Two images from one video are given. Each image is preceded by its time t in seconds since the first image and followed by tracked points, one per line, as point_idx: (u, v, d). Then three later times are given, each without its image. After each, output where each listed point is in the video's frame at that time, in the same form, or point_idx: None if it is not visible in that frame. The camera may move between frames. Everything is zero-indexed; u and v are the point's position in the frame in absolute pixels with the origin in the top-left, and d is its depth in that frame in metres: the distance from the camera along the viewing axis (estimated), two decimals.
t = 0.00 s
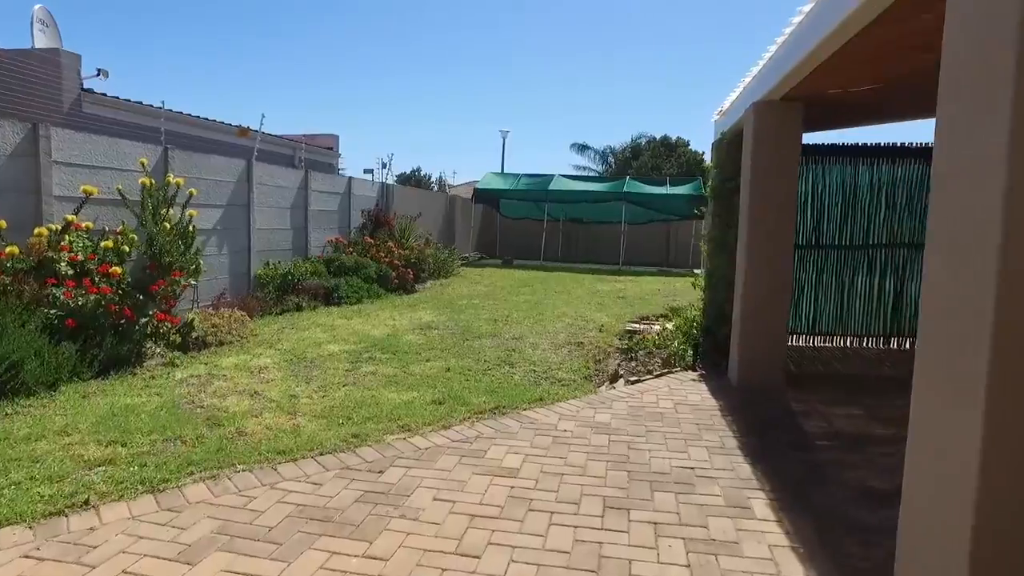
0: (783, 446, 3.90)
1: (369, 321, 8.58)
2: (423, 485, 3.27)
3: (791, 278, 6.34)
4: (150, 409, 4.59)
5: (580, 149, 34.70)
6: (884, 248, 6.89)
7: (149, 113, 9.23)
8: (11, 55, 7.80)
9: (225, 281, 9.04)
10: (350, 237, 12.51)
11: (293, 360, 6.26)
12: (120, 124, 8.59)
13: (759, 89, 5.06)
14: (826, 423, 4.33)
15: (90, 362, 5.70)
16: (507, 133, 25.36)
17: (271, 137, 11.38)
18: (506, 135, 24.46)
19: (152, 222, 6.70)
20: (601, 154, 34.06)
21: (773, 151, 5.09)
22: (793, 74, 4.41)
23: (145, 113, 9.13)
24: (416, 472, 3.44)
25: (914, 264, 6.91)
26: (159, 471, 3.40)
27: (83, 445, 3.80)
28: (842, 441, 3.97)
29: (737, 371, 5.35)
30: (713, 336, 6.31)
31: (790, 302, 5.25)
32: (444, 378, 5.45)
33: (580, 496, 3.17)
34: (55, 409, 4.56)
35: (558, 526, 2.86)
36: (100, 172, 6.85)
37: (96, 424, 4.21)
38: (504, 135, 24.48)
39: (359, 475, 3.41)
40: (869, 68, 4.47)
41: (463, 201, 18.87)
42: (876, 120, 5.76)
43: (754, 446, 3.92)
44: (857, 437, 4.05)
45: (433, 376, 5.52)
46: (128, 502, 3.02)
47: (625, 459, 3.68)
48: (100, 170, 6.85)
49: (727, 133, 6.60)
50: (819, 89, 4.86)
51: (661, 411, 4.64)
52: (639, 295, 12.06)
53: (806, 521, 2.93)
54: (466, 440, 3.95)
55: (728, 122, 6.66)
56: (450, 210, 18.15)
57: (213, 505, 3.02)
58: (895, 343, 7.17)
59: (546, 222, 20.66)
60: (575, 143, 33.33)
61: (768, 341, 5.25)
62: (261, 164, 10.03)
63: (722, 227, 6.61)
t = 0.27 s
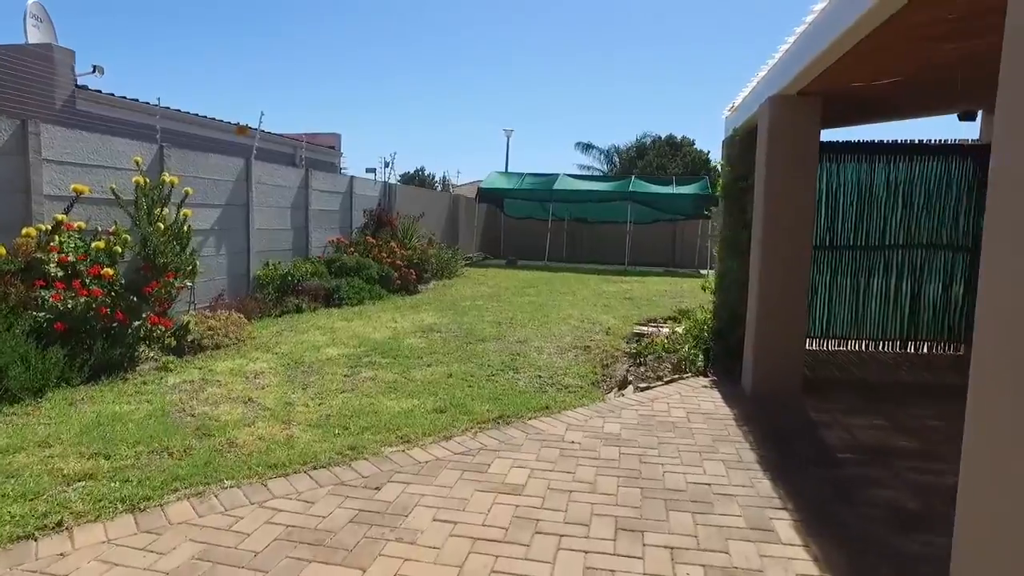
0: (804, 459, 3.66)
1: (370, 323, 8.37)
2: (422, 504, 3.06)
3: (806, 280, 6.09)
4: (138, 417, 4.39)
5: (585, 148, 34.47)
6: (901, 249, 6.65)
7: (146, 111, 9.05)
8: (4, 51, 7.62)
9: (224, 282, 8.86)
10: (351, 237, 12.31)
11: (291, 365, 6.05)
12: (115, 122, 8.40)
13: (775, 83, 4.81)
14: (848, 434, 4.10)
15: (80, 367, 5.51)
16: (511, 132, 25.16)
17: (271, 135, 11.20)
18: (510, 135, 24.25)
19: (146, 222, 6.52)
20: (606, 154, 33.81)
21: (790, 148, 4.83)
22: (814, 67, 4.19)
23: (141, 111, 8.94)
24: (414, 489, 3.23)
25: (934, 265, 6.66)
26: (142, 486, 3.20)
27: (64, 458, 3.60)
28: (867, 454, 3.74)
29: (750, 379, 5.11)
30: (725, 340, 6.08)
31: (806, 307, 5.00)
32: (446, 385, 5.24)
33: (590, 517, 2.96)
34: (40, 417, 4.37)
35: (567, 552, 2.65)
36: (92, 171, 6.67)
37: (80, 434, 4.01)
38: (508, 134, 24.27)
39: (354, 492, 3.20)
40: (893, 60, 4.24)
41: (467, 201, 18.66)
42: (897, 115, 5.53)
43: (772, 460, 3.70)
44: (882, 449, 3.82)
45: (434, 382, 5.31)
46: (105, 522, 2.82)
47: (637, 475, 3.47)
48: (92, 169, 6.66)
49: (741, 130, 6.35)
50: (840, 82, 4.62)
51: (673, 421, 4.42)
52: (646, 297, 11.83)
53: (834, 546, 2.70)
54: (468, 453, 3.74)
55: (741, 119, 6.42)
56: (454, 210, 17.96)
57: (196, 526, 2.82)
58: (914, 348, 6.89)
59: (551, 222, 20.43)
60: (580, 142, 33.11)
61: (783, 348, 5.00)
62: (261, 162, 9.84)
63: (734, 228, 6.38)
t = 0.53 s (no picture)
0: (830, 475, 3.46)
1: (374, 326, 8.21)
2: (427, 525, 2.88)
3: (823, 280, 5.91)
4: (133, 427, 4.22)
5: (591, 148, 34.32)
6: (921, 250, 6.43)
7: (147, 110, 8.91)
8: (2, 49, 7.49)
9: (226, 283, 8.72)
10: (356, 238, 12.17)
11: (292, 370, 5.89)
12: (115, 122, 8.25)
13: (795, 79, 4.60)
14: (874, 446, 3.91)
15: (75, 373, 5.35)
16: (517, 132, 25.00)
17: (275, 135, 11.06)
18: (516, 134, 24.12)
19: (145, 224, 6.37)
20: (613, 154, 33.59)
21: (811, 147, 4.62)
22: (838, 61, 3.99)
23: (142, 109, 8.80)
24: (419, 508, 3.05)
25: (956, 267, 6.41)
26: (132, 504, 3.03)
27: (52, 471, 3.44)
28: (897, 469, 3.53)
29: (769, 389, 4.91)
30: (740, 346, 5.88)
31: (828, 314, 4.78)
32: (452, 392, 5.06)
33: (607, 540, 2.78)
34: (31, 426, 4.21)
35: None
36: (90, 171, 6.52)
37: (72, 445, 3.85)
38: (515, 134, 24.14)
39: (355, 511, 3.02)
40: (921, 54, 4.04)
41: (473, 201, 18.49)
42: (920, 112, 5.32)
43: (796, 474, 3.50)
44: (912, 464, 3.61)
45: (439, 389, 5.13)
46: (90, 545, 2.65)
47: (654, 492, 3.28)
48: (91, 169, 6.52)
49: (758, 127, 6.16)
50: (863, 77, 4.41)
51: (689, 432, 4.23)
52: (655, 299, 11.63)
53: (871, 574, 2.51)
54: (476, 467, 3.55)
55: (757, 117, 6.21)
56: (460, 210, 17.80)
57: (186, 549, 2.65)
58: (937, 354, 6.61)
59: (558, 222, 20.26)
60: (587, 142, 32.98)
61: (804, 356, 4.79)
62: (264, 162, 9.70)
63: (749, 229, 6.19)
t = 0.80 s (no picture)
0: (869, 494, 3.23)
1: (383, 329, 8.03)
2: (440, 547, 2.69)
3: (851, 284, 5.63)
4: (132, 434, 4.05)
5: (602, 148, 34.08)
6: (951, 252, 6.17)
7: (152, 108, 8.76)
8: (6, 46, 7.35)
9: (233, 284, 8.58)
10: (365, 238, 12.01)
11: (300, 375, 5.71)
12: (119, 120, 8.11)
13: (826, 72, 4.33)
14: (912, 460, 3.68)
15: (76, 377, 5.20)
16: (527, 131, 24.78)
17: (283, 134, 10.91)
18: (526, 134, 23.91)
19: (149, 224, 6.22)
20: (623, 154, 33.33)
21: (842, 144, 4.34)
22: (872, 54, 3.75)
23: (147, 108, 8.65)
24: (432, 527, 2.86)
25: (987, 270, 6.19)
26: (127, 521, 2.85)
27: (45, 482, 3.27)
28: (940, 487, 3.31)
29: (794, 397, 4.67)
30: (763, 351, 5.65)
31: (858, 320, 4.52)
32: (464, 399, 4.87)
33: (634, 565, 2.58)
34: (26, 434, 4.05)
35: None
36: (94, 169, 6.38)
37: (67, 454, 3.68)
38: (525, 134, 23.94)
39: (364, 530, 2.84)
40: (962, 45, 3.80)
41: (483, 201, 18.30)
42: (953, 107, 5.07)
43: (832, 491, 3.28)
44: (956, 481, 3.39)
45: (451, 396, 4.94)
46: (80, 568, 2.48)
47: (682, 511, 3.07)
48: (94, 168, 6.37)
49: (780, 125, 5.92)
50: (897, 71, 4.16)
51: (714, 443, 4.02)
52: (670, 301, 11.41)
53: None
54: (490, 482, 3.36)
55: (781, 113, 5.97)
56: (470, 210, 17.61)
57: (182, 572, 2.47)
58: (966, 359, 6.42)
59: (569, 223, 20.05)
60: (597, 142, 32.75)
61: (832, 365, 4.54)
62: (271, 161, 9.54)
63: (771, 230, 5.96)
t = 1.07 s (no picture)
0: (913, 517, 2.99)
1: (391, 332, 7.84)
2: None
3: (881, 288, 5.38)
4: (128, 446, 3.86)
5: (612, 147, 33.81)
6: (982, 255, 5.92)
7: (156, 107, 8.59)
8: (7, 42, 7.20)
9: (238, 286, 8.42)
10: (373, 239, 11.83)
11: (305, 382, 5.52)
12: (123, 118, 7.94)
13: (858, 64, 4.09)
14: (953, 478, 3.44)
15: (73, 384, 5.02)
16: (537, 130, 24.54)
17: (289, 133, 10.74)
18: (535, 133, 23.68)
19: (150, 225, 6.05)
20: (633, 154, 33.03)
21: (876, 141, 4.10)
22: (909, 46, 3.50)
23: (151, 106, 8.48)
24: (443, 554, 2.65)
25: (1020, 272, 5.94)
26: (117, 545, 2.66)
27: (33, 500, 3.08)
28: (988, 510, 3.08)
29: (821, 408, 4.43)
30: (786, 358, 5.42)
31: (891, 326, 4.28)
32: (475, 409, 4.66)
33: None
34: (17, 446, 3.86)
35: None
36: (95, 168, 6.21)
37: (58, 468, 3.49)
38: (534, 133, 23.71)
39: (369, 557, 2.64)
40: (1007, 35, 3.57)
41: (492, 201, 18.08)
42: (988, 101, 4.83)
43: (871, 514, 3.05)
44: (1004, 503, 3.16)
45: (461, 405, 4.73)
46: None
47: (712, 536, 2.86)
48: (96, 168, 6.21)
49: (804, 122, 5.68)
50: (935, 63, 3.92)
51: (740, 457, 3.79)
52: (683, 303, 11.18)
53: None
54: (505, 502, 3.15)
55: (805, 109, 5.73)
56: (479, 210, 17.41)
57: None
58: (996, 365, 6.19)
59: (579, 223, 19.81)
60: (607, 142, 32.51)
61: (863, 373, 4.29)
62: (277, 160, 9.37)
63: (793, 231, 5.71)
